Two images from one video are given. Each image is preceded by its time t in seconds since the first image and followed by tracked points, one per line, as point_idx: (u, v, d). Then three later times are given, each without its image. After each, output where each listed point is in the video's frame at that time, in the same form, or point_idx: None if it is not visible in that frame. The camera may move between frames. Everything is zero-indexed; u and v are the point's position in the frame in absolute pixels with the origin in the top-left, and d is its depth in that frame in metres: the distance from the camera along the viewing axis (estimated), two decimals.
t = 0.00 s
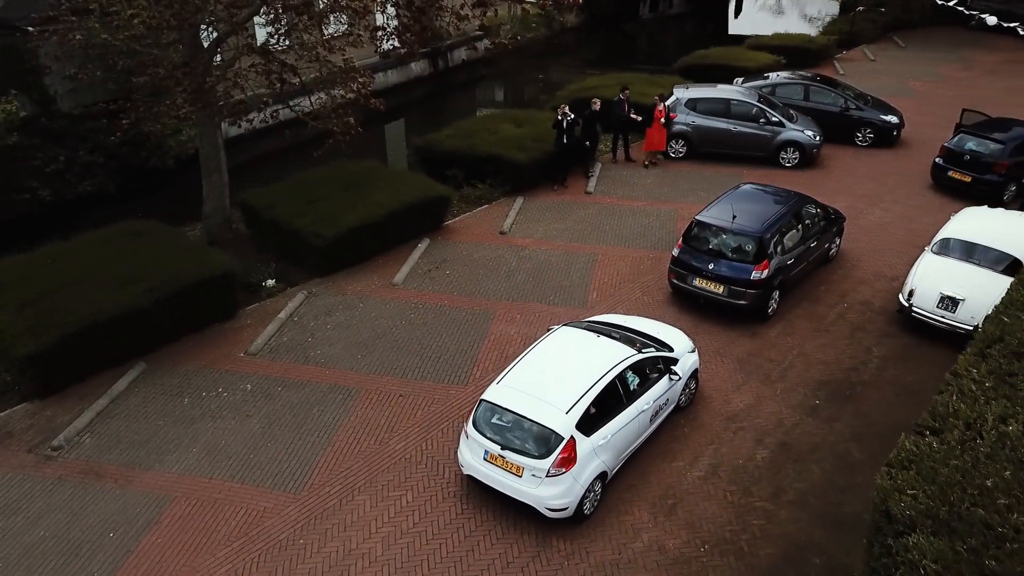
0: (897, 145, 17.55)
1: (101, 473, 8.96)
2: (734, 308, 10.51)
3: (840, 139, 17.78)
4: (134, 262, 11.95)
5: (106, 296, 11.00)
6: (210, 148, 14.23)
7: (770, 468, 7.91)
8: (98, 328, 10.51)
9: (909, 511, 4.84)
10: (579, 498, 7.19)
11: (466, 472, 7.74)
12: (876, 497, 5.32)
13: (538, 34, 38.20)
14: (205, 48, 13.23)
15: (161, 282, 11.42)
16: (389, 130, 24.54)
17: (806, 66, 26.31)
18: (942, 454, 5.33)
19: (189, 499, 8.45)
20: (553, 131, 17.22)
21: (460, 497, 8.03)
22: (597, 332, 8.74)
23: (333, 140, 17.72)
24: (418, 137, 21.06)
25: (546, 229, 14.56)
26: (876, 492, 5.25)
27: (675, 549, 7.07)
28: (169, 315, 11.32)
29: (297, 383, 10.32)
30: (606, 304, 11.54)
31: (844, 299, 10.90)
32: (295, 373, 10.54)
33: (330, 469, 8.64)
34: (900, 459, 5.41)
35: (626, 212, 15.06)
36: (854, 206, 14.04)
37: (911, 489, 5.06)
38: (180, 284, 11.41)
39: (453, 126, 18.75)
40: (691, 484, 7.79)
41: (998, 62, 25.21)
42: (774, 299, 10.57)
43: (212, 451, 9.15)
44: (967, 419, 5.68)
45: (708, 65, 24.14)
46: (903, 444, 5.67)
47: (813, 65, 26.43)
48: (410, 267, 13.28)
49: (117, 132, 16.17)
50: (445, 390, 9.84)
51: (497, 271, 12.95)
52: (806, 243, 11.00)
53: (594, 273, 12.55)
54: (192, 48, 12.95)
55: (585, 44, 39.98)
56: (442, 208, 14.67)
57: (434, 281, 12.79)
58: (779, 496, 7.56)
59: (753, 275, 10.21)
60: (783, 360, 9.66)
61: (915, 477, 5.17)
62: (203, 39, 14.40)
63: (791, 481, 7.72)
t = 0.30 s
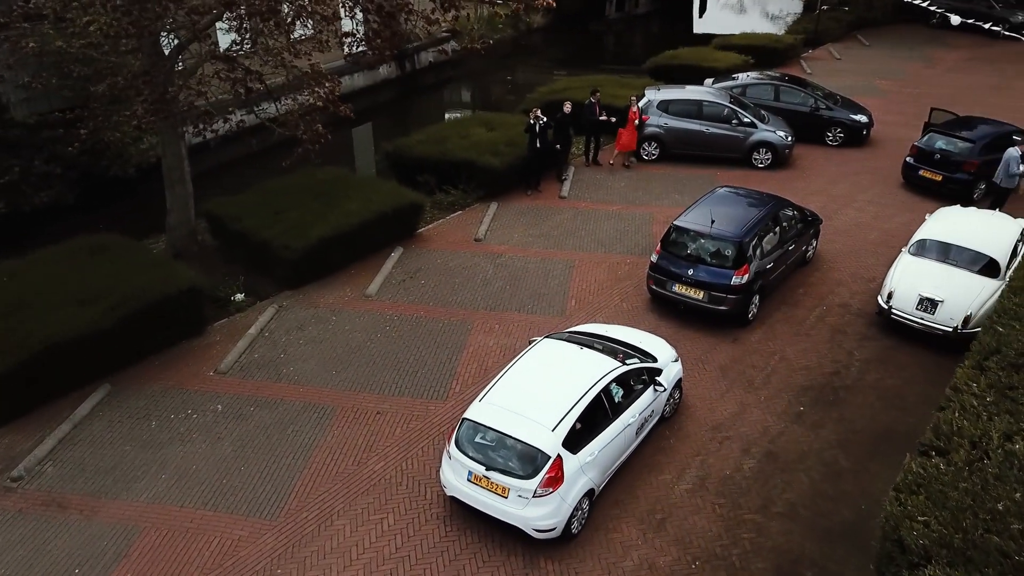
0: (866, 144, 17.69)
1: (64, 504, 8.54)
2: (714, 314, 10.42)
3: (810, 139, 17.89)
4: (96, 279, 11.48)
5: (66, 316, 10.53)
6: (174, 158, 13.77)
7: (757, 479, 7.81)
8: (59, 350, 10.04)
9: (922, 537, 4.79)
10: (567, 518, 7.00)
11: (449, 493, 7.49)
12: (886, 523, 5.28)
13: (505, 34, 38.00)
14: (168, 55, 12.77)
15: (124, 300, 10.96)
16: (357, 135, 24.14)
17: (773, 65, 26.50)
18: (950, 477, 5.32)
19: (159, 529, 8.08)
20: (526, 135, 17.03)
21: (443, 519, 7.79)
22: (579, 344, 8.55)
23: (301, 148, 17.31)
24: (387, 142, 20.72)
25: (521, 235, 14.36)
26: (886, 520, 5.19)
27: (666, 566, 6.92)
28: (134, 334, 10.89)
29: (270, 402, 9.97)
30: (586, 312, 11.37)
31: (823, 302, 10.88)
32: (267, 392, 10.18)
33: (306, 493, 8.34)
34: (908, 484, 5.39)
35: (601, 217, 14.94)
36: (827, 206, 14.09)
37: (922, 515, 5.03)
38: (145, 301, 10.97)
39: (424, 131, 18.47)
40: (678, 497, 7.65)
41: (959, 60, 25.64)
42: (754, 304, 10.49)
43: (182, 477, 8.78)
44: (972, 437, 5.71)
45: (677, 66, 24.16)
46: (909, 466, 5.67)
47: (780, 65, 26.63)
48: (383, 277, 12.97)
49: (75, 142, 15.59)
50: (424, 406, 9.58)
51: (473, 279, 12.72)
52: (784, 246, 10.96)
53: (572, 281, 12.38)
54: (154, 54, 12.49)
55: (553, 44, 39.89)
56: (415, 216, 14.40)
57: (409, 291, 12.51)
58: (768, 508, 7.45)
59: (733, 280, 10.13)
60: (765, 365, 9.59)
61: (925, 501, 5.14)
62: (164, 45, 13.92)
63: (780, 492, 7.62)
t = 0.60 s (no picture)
0: (838, 144, 17.79)
1: (24, 539, 8.08)
2: (695, 321, 10.30)
3: (782, 139, 17.95)
4: (55, 297, 10.97)
5: (25, 338, 10.02)
6: (136, 169, 13.28)
7: (745, 491, 7.67)
8: (16, 375, 9.53)
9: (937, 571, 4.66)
10: (555, 540, 6.78)
11: (431, 517, 7.21)
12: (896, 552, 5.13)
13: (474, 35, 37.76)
14: (128, 62, 12.27)
15: (87, 319, 10.46)
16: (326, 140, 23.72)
17: (742, 66, 26.63)
18: (960, 503, 5.20)
19: (128, 563, 7.69)
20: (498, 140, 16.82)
21: (426, 544, 7.52)
22: (561, 358, 8.35)
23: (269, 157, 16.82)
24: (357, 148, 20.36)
25: (497, 242, 14.14)
26: (897, 552, 5.03)
27: None
28: (97, 354, 10.41)
29: (242, 424, 9.60)
30: (565, 320, 11.18)
31: (802, 306, 10.82)
32: (239, 412, 9.81)
33: (282, 520, 8.01)
34: (918, 513, 5.25)
35: (577, 222, 14.79)
36: (802, 208, 14.09)
37: (934, 546, 4.89)
38: (108, 320, 10.50)
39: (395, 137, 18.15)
40: (667, 513, 7.47)
41: (924, 58, 26.00)
42: (735, 310, 10.40)
43: (151, 507, 8.38)
44: (979, 459, 5.60)
45: (647, 67, 24.15)
46: (917, 491, 5.53)
47: (748, 65, 26.79)
48: (356, 288, 12.62)
49: (31, 153, 14.98)
50: (402, 423, 9.30)
51: (450, 289, 12.45)
52: (763, 251, 10.89)
53: (550, 288, 12.19)
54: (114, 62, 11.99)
55: (522, 45, 39.74)
56: (388, 224, 14.09)
57: (384, 303, 12.19)
58: (757, 521, 7.31)
59: (714, 287, 10.02)
60: (748, 373, 9.48)
61: (937, 532, 5.01)
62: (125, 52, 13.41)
63: (769, 504, 7.49)
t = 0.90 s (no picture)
0: (811, 145, 17.84)
1: None
2: (678, 330, 10.15)
3: (756, 140, 17.96)
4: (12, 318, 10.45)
5: None
6: (97, 182, 12.78)
7: (736, 506, 7.51)
8: None
9: None
10: (545, 566, 6.55)
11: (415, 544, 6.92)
12: None
13: (443, 37, 37.45)
14: (88, 72, 11.78)
15: (46, 341, 9.94)
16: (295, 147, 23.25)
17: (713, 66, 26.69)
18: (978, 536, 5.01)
19: None
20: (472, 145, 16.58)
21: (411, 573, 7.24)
22: (545, 373, 8.11)
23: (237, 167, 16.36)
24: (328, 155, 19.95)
25: (473, 250, 13.88)
26: None
27: None
28: (59, 378, 9.93)
29: (214, 448, 9.21)
30: (546, 331, 10.97)
31: (784, 312, 10.74)
32: (210, 436, 9.42)
33: (259, 551, 7.67)
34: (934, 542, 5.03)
35: (554, 228, 14.59)
36: (779, 211, 14.06)
37: None
38: (70, 341, 10.00)
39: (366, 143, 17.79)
40: (657, 531, 7.27)
41: (891, 57, 26.30)
42: (718, 317, 10.27)
43: (119, 540, 7.97)
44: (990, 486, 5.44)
45: (619, 68, 24.07)
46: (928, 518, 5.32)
47: (719, 65, 26.86)
48: (330, 302, 12.25)
49: None
50: (382, 444, 9.00)
51: (427, 300, 12.17)
52: (744, 256, 10.78)
53: (530, 298, 11.97)
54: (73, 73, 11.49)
55: (492, 46, 39.52)
56: (361, 234, 13.74)
57: (359, 316, 11.85)
58: (749, 538, 7.15)
59: (697, 295, 9.88)
60: (733, 382, 9.35)
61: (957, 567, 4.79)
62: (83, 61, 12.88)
63: (760, 520, 7.33)
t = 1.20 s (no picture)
0: (781, 146, 17.87)
1: None
2: (659, 340, 9.96)
3: (727, 142, 17.97)
4: None
5: None
6: (49, 199, 12.17)
7: (726, 526, 7.30)
8: None
9: None
10: None
11: None
12: None
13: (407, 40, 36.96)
14: (35, 84, 11.20)
15: None
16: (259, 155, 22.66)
17: (681, 68, 26.71)
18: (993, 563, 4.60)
19: None
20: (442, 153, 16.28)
21: None
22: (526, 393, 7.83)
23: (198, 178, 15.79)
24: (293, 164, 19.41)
25: (446, 261, 13.56)
26: None
27: None
28: (11, 410, 9.36)
29: (180, 480, 8.75)
30: (524, 343, 10.70)
31: (764, 319, 10.61)
32: (176, 467, 8.96)
33: None
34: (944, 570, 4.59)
35: (528, 237, 14.35)
36: (753, 215, 13.99)
37: None
38: (22, 371, 9.43)
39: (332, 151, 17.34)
40: (646, 554, 7.03)
41: (854, 57, 26.58)
42: (698, 327, 10.11)
43: None
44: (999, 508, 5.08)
45: (587, 71, 23.93)
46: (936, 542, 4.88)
47: (686, 67, 26.89)
48: (298, 319, 11.82)
49: None
50: (358, 470, 8.65)
51: (400, 315, 11.82)
52: (722, 263, 10.64)
53: (506, 309, 11.70)
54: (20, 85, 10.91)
55: (457, 49, 39.14)
56: (329, 247, 13.32)
57: (329, 334, 11.44)
58: (741, 559, 6.94)
59: (677, 305, 9.69)
60: (716, 394, 9.17)
61: None
62: (32, 73, 12.27)
63: (750, 539, 7.14)
